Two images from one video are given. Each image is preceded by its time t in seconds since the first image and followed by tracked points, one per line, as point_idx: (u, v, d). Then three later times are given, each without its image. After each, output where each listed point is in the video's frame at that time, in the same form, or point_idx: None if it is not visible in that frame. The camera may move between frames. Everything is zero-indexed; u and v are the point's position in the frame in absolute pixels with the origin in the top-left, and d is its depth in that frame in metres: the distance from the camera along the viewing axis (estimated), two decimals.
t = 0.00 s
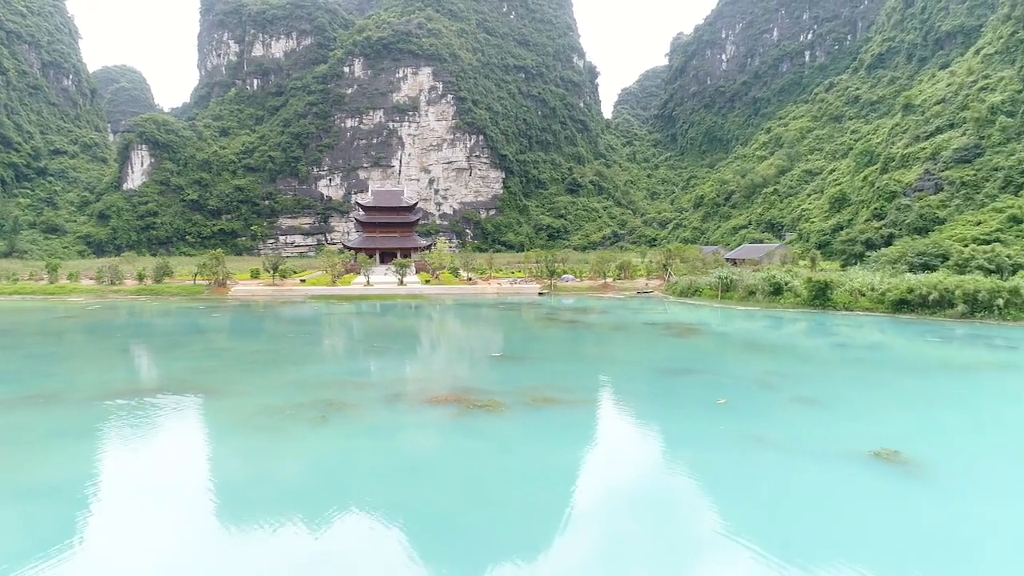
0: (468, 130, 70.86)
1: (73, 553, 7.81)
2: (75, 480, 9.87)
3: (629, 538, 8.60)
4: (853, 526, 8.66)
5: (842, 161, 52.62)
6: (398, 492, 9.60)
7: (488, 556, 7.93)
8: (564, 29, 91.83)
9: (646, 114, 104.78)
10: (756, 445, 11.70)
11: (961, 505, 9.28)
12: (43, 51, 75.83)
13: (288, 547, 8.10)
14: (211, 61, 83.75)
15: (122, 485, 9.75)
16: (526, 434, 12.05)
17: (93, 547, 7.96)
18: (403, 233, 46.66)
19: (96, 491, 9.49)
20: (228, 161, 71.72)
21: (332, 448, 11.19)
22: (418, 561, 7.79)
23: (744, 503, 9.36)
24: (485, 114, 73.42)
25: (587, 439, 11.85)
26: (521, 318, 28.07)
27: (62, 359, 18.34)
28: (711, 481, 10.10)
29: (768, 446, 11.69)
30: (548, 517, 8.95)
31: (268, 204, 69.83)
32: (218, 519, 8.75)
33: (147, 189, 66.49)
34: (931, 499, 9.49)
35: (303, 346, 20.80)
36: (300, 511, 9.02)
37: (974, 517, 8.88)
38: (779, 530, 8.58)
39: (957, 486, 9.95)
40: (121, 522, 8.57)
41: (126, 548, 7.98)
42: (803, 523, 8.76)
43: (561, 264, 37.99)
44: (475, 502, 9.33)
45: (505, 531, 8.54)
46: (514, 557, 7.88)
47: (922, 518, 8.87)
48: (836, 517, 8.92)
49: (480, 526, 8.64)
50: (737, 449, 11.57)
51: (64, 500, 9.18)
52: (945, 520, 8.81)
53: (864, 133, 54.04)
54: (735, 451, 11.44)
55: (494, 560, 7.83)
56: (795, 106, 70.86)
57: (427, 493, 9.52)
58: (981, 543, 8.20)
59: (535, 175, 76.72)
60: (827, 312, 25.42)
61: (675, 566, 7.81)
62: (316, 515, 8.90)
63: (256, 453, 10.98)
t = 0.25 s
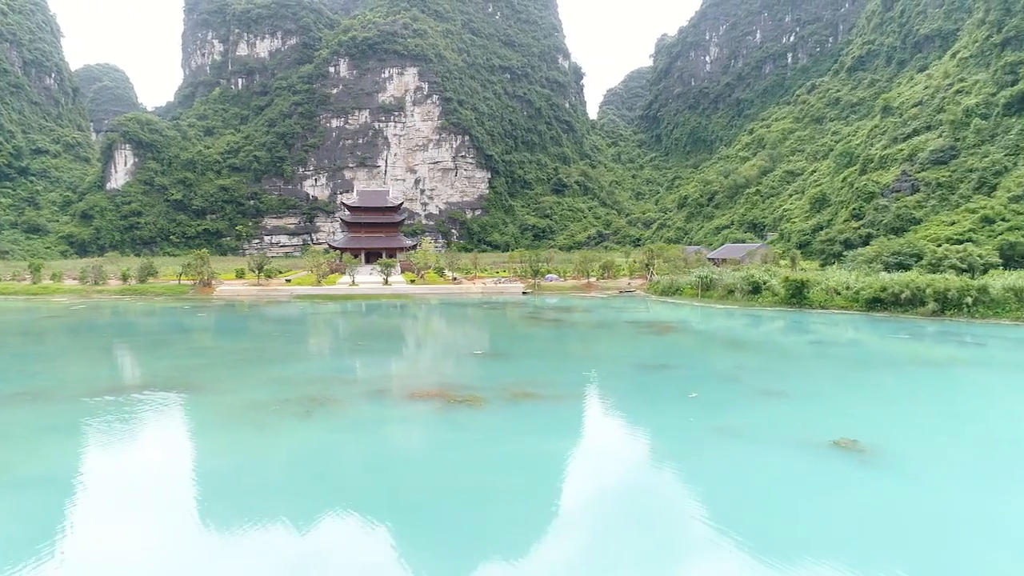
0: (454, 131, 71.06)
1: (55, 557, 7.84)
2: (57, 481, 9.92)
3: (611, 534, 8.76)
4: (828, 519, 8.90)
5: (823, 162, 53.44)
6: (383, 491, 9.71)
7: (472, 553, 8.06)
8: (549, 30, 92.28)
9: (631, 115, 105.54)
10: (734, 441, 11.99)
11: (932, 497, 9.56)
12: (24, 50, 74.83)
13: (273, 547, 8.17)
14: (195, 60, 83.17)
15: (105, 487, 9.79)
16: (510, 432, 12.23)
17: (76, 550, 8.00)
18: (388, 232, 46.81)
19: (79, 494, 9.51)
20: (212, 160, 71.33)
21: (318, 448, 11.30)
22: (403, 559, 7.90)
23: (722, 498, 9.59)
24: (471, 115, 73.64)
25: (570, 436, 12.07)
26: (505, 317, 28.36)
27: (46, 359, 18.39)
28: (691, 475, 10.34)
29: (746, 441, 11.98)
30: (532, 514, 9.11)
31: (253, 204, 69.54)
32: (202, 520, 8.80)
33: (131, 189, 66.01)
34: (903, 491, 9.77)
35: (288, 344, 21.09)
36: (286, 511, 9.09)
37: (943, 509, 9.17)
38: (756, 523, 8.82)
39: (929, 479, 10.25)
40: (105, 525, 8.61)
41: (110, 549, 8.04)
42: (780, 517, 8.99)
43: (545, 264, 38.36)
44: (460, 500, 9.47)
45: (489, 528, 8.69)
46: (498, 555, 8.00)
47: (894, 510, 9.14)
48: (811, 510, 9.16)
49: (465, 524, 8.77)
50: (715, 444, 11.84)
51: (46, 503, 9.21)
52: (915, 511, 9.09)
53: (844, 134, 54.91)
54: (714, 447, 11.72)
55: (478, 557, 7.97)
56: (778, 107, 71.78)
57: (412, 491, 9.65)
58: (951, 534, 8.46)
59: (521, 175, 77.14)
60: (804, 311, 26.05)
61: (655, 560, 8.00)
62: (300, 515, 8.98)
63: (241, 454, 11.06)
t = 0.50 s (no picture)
0: (439, 131, 71.20)
1: (36, 558, 7.82)
2: (37, 483, 9.90)
3: (595, 529, 8.88)
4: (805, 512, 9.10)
5: (803, 164, 54.26)
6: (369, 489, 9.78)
7: (457, 546, 8.20)
8: (534, 31, 92.70)
9: (616, 116, 106.27)
10: (715, 438, 12.23)
11: (906, 490, 9.82)
12: (5, 48, 73.77)
13: (258, 546, 8.20)
14: (179, 59, 82.52)
15: (88, 488, 9.77)
16: (495, 431, 12.37)
17: (57, 551, 7.98)
18: (373, 232, 46.90)
19: (61, 494, 9.54)
20: (196, 160, 70.90)
21: (305, 448, 11.36)
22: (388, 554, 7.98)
23: (703, 492, 9.78)
24: (456, 115, 73.84)
25: (555, 435, 12.23)
26: (489, 317, 28.63)
27: (29, 358, 18.44)
28: (672, 470, 10.53)
29: (725, 438, 12.23)
30: (517, 509, 9.22)
31: (237, 204, 69.18)
32: (185, 520, 8.81)
33: (113, 188, 65.46)
34: (878, 484, 10.01)
35: (273, 343, 21.40)
36: (271, 510, 9.13)
37: (916, 501, 9.42)
38: (735, 516, 9.01)
39: (903, 473, 10.51)
40: (88, 525, 8.59)
41: (92, 550, 8.03)
42: (759, 510, 9.18)
43: (529, 264, 38.68)
44: (445, 496, 9.56)
45: (474, 524, 8.79)
46: (482, 550, 8.11)
47: (869, 503, 9.38)
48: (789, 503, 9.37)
49: (449, 519, 8.87)
50: (696, 441, 12.07)
51: (26, 505, 9.18)
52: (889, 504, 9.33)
53: (824, 136, 55.81)
54: (695, 444, 11.94)
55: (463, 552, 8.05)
56: (760, 109, 72.71)
57: (398, 489, 9.73)
58: (924, 525, 8.68)
59: (505, 176, 77.51)
60: (780, 309, 26.66)
61: (637, 553, 8.14)
62: (286, 513, 9.02)
63: (225, 453, 11.08)
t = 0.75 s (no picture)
0: (425, 131, 71.32)
1: (19, 564, 7.77)
2: (26, 480, 10.07)
3: (584, 528, 9.00)
4: (788, 510, 9.29)
5: (786, 165, 55.02)
6: (359, 490, 9.85)
7: (444, 540, 8.43)
8: (519, 32, 93.03)
9: (602, 116, 106.92)
10: (699, 436, 12.45)
11: (886, 488, 10.07)
12: None
13: (247, 547, 8.26)
14: (163, 58, 81.86)
15: (72, 491, 9.73)
16: (484, 432, 12.51)
17: (42, 556, 7.94)
18: (359, 233, 46.97)
19: (44, 495, 9.55)
20: (180, 160, 70.46)
21: (294, 449, 11.42)
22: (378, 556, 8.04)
23: (688, 491, 9.97)
24: (442, 116, 74.00)
25: (536, 431, 12.61)
26: (474, 317, 28.88)
27: (13, 358, 18.48)
28: (657, 469, 10.72)
29: (708, 437, 12.45)
30: (506, 510, 9.32)
31: (222, 204, 68.77)
32: (172, 523, 8.79)
33: (97, 188, 64.90)
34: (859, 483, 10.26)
35: (259, 342, 21.67)
36: (261, 512, 9.15)
37: (896, 499, 9.67)
38: (720, 515, 9.17)
39: (883, 471, 10.77)
40: (73, 527, 8.61)
41: (78, 551, 8.05)
42: (744, 509, 9.34)
43: (514, 264, 39.00)
44: (434, 497, 9.66)
45: (464, 524, 8.90)
46: (473, 550, 8.22)
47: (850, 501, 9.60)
48: (773, 502, 9.55)
49: (438, 520, 8.94)
50: (680, 439, 12.28)
51: (10, 506, 9.21)
52: (870, 501, 9.58)
53: (805, 138, 56.63)
54: (679, 442, 12.15)
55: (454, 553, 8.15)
56: (743, 110, 73.54)
57: (385, 487, 9.93)
58: (903, 522, 8.93)
59: (491, 176, 77.83)
60: (759, 308, 27.25)
61: (625, 552, 8.27)
62: (276, 515, 9.05)
63: (212, 455, 11.08)
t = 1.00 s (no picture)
0: (409, 132, 71.44)
1: None
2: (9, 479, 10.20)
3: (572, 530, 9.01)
4: (774, 507, 9.38)
5: (765, 166, 55.89)
6: (347, 494, 9.81)
7: (427, 534, 8.62)
8: (503, 33, 93.41)
9: (586, 117, 107.58)
10: (684, 434, 12.57)
11: (860, 482, 10.32)
12: None
13: (231, 547, 8.30)
14: (144, 57, 81.22)
15: (50, 497, 9.59)
16: (468, 430, 12.74)
17: (20, 562, 7.82)
18: (343, 233, 47.07)
19: (25, 497, 9.57)
20: (163, 160, 69.95)
21: (279, 452, 11.36)
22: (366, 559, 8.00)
23: (669, 486, 10.16)
24: (426, 116, 74.17)
25: (512, 424, 13.18)
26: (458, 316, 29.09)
27: None
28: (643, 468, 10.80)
29: (692, 434, 12.61)
30: (494, 512, 9.31)
31: (205, 204, 68.28)
32: (152, 530, 8.66)
33: (78, 188, 64.29)
34: (842, 482, 10.37)
35: (243, 341, 21.89)
36: (245, 516, 9.11)
37: (879, 495, 9.80)
38: (707, 514, 9.21)
39: (846, 461, 11.27)
40: (54, 528, 8.65)
41: (60, 551, 8.11)
42: (718, 501, 9.61)
43: (496, 264, 39.37)
44: (421, 499, 9.65)
45: (452, 526, 8.88)
46: (460, 551, 8.19)
47: (825, 495, 9.84)
48: (757, 498, 9.66)
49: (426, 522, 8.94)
50: (664, 437, 12.41)
51: None
52: (853, 498, 9.68)
53: (785, 139, 57.52)
54: (665, 441, 12.26)
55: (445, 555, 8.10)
56: (725, 112, 74.40)
57: (369, 482, 10.19)
58: (886, 517, 9.05)
59: (476, 176, 78.15)
60: (736, 307, 27.89)
61: (615, 554, 8.27)
62: (259, 522, 8.97)
63: (195, 460, 10.97)
